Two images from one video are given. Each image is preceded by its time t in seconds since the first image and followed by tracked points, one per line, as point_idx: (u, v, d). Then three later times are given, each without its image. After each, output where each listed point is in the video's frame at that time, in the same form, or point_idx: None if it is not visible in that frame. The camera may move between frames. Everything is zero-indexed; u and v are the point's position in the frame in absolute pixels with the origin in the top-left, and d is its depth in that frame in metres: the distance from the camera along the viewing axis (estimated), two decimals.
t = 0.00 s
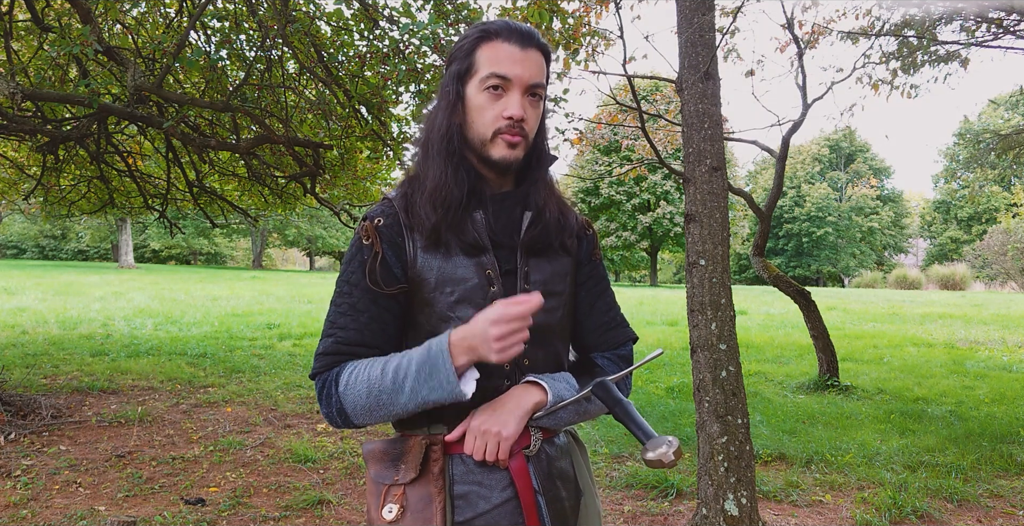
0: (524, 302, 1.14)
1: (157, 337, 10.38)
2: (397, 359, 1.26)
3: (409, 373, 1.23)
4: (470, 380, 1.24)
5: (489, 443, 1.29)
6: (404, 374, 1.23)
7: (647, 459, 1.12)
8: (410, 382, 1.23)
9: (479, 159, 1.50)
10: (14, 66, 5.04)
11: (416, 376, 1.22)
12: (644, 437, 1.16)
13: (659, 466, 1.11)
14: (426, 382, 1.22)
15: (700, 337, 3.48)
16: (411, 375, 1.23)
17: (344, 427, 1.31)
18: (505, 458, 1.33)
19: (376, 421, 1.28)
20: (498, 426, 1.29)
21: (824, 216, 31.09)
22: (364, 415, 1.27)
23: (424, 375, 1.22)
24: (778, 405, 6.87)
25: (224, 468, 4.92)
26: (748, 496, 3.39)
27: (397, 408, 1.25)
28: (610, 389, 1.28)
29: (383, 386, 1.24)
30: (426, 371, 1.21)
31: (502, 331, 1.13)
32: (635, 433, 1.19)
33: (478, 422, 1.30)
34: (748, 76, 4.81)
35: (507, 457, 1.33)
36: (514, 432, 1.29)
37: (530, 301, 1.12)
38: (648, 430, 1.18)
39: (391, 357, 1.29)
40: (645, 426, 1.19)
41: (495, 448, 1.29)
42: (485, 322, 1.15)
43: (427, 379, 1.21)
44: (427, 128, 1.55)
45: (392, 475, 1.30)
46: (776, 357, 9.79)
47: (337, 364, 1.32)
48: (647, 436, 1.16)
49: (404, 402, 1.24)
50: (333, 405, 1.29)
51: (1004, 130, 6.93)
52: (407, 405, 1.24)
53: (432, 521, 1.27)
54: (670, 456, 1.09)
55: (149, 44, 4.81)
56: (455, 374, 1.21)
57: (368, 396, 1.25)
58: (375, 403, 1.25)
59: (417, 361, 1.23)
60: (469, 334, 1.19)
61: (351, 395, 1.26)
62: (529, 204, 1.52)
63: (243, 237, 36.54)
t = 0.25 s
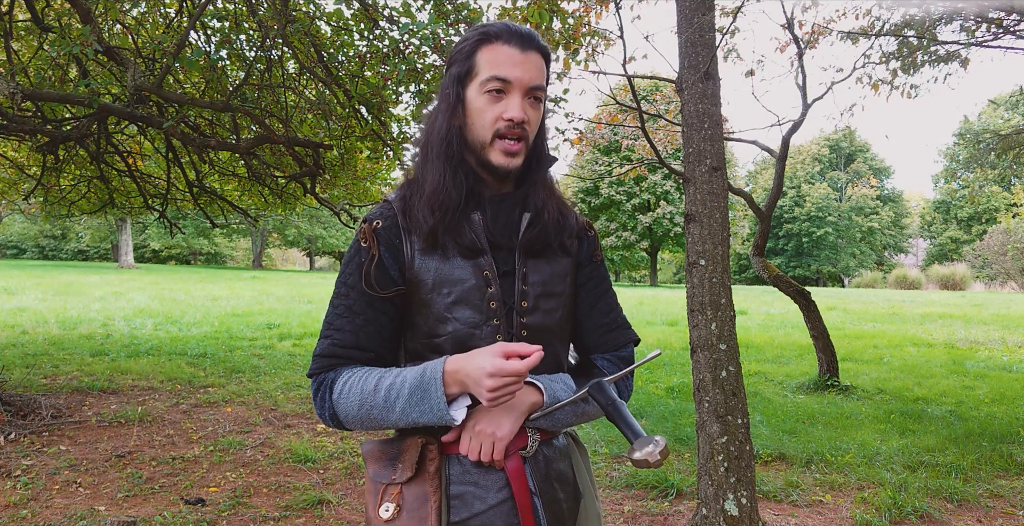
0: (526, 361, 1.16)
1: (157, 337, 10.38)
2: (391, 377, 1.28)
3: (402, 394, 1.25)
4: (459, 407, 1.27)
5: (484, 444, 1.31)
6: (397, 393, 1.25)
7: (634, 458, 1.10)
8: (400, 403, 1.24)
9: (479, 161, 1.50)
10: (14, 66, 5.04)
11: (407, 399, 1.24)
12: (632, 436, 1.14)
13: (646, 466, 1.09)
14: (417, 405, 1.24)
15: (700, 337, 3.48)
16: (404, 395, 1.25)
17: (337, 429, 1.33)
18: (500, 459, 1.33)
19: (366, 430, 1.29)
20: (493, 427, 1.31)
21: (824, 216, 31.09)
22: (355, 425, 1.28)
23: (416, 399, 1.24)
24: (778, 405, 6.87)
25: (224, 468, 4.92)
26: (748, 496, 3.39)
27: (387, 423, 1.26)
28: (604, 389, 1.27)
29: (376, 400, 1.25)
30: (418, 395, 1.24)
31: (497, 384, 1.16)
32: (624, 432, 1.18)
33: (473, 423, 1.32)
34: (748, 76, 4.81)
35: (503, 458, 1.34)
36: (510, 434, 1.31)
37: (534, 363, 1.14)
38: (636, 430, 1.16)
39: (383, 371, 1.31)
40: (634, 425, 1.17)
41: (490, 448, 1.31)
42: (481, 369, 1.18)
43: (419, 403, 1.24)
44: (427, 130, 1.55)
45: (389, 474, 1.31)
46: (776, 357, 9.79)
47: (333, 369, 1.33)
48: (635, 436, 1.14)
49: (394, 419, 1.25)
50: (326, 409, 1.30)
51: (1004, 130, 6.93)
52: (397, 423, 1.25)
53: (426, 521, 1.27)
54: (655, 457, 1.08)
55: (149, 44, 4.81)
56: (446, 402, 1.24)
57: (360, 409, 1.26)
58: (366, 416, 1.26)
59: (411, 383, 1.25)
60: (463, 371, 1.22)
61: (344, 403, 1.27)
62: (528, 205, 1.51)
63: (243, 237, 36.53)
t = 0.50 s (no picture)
0: (494, 298, 1.17)
1: (157, 337, 10.38)
2: (379, 355, 1.28)
3: (388, 367, 1.25)
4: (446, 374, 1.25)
5: (479, 443, 1.30)
6: (384, 367, 1.25)
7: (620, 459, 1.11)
8: (387, 376, 1.24)
9: (477, 160, 1.50)
10: (14, 66, 5.04)
11: (394, 371, 1.24)
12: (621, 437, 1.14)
13: (632, 465, 1.10)
14: (403, 375, 1.23)
15: (700, 337, 3.48)
16: (389, 368, 1.24)
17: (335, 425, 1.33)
18: (496, 458, 1.33)
19: (363, 418, 1.28)
20: (488, 426, 1.31)
21: (824, 216, 31.09)
22: (349, 412, 1.27)
23: (400, 369, 1.23)
24: (778, 405, 6.87)
25: (224, 468, 4.92)
26: (748, 496, 3.39)
27: (378, 402, 1.24)
28: (600, 391, 1.26)
29: (365, 379, 1.25)
30: (402, 365, 1.23)
31: (468, 323, 1.17)
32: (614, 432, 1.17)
33: (468, 422, 1.32)
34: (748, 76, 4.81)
35: (498, 457, 1.33)
36: (503, 432, 1.30)
37: (500, 296, 1.16)
38: (627, 431, 1.16)
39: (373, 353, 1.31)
40: (624, 426, 1.17)
41: (484, 447, 1.30)
42: (453, 315, 1.19)
43: (405, 373, 1.23)
44: (426, 131, 1.55)
45: (388, 472, 1.31)
46: (776, 357, 9.79)
47: (329, 363, 1.33)
48: (625, 437, 1.14)
49: (385, 396, 1.24)
50: (322, 403, 1.30)
51: (1004, 130, 6.93)
52: (388, 399, 1.24)
53: (423, 520, 1.27)
54: (642, 459, 1.08)
55: (149, 44, 4.80)
56: (430, 368, 1.23)
57: (352, 391, 1.25)
58: (358, 397, 1.25)
59: (395, 356, 1.25)
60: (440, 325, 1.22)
61: (336, 389, 1.27)
62: (526, 205, 1.51)
63: (243, 237, 36.52)
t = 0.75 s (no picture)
0: (491, 359, 1.15)
1: (157, 337, 10.38)
2: (374, 375, 1.29)
3: (381, 392, 1.25)
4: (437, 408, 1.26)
5: (475, 445, 1.30)
6: (377, 391, 1.25)
7: (605, 468, 1.10)
8: (379, 401, 1.25)
9: (475, 160, 1.50)
10: (14, 66, 5.04)
11: (386, 397, 1.25)
12: (608, 443, 1.14)
13: (617, 474, 1.10)
14: (395, 404, 1.24)
15: (700, 337, 3.48)
16: (383, 394, 1.25)
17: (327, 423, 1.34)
18: (492, 460, 1.33)
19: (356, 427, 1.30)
20: (484, 428, 1.31)
21: (824, 216, 31.09)
22: (341, 422, 1.29)
23: (393, 398, 1.24)
24: (778, 405, 6.87)
25: (224, 468, 4.92)
26: (748, 496, 3.39)
27: (369, 422, 1.26)
28: (594, 394, 1.26)
29: (358, 398, 1.26)
30: (395, 394, 1.24)
31: (461, 382, 1.16)
32: (602, 438, 1.17)
33: (464, 425, 1.32)
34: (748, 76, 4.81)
35: (495, 459, 1.33)
36: (498, 436, 1.30)
37: (497, 362, 1.13)
38: (615, 437, 1.15)
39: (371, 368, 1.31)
40: (613, 432, 1.17)
41: (480, 449, 1.30)
42: (448, 366, 1.18)
43: (397, 403, 1.24)
44: (425, 131, 1.56)
45: (386, 471, 1.31)
46: (776, 357, 9.79)
47: (326, 367, 1.33)
48: (612, 443, 1.13)
49: (375, 418, 1.25)
50: (317, 403, 1.32)
51: (1004, 130, 6.92)
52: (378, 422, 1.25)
53: (420, 519, 1.27)
54: (627, 467, 1.08)
55: (149, 44, 4.80)
56: (421, 404, 1.24)
57: (345, 407, 1.27)
58: (351, 414, 1.27)
59: (390, 382, 1.26)
60: (434, 368, 1.22)
61: (331, 400, 1.28)
62: (524, 205, 1.51)
63: (243, 237, 36.52)
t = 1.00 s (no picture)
0: (479, 342, 1.15)
1: (157, 337, 10.38)
2: (366, 367, 1.29)
3: (373, 384, 1.25)
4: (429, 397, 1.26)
5: (472, 445, 1.30)
6: (369, 383, 1.25)
7: (604, 468, 1.10)
8: (371, 393, 1.24)
9: (471, 159, 1.50)
10: (15, 66, 5.04)
11: (378, 388, 1.24)
12: (605, 442, 1.14)
13: (615, 476, 1.10)
14: (386, 394, 1.24)
15: (700, 337, 3.48)
16: (374, 385, 1.25)
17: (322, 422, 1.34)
18: (488, 460, 1.33)
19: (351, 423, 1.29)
20: (482, 428, 1.30)
21: (824, 216, 31.08)
22: (336, 418, 1.29)
23: (384, 388, 1.24)
24: (778, 405, 6.87)
25: (224, 468, 4.92)
26: (748, 496, 3.39)
27: (363, 415, 1.26)
28: (591, 394, 1.26)
29: (351, 392, 1.26)
30: (386, 385, 1.24)
31: (449, 365, 1.16)
32: (599, 438, 1.17)
33: (461, 425, 1.32)
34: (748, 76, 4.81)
35: (491, 458, 1.33)
36: (496, 436, 1.30)
37: (485, 345, 1.13)
38: (611, 437, 1.15)
39: (363, 363, 1.32)
40: (611, 432, 1.17)
41: (478, 449, 1.30)
42: (437, 351, 1.18)
43: (388, 393, 1.24)
44: (421, 130, 1.55)
45: (383, 470, 1.31)
46: (776, 357, 9.79)
47: (321, 364, 1.33)
48: (608, 443, 1.14)
49: (369, 410, 1.25)
50: (311, 400, 1.32)
51: (1004, 130, 6.92)
52: (372, 414, 1.25)
53: (417, 519, 1.27)
54: (624, 467, 1.08)
55: (149, 43, 4.80)
56: (413, 393, 1.24)
57: (338, 401, 1.26)
58: (343, 408, 1.26)
59: (380, 373, 1.25)
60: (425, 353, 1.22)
61: (325, 396, 1.29)
62: (521, 204, 1.51)
63: (243, 237, 36.51)
